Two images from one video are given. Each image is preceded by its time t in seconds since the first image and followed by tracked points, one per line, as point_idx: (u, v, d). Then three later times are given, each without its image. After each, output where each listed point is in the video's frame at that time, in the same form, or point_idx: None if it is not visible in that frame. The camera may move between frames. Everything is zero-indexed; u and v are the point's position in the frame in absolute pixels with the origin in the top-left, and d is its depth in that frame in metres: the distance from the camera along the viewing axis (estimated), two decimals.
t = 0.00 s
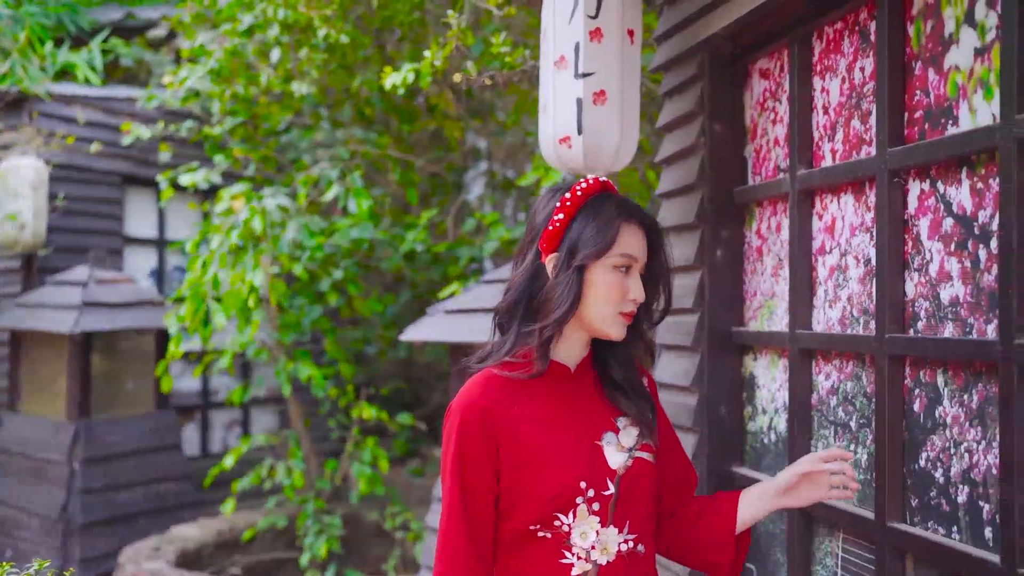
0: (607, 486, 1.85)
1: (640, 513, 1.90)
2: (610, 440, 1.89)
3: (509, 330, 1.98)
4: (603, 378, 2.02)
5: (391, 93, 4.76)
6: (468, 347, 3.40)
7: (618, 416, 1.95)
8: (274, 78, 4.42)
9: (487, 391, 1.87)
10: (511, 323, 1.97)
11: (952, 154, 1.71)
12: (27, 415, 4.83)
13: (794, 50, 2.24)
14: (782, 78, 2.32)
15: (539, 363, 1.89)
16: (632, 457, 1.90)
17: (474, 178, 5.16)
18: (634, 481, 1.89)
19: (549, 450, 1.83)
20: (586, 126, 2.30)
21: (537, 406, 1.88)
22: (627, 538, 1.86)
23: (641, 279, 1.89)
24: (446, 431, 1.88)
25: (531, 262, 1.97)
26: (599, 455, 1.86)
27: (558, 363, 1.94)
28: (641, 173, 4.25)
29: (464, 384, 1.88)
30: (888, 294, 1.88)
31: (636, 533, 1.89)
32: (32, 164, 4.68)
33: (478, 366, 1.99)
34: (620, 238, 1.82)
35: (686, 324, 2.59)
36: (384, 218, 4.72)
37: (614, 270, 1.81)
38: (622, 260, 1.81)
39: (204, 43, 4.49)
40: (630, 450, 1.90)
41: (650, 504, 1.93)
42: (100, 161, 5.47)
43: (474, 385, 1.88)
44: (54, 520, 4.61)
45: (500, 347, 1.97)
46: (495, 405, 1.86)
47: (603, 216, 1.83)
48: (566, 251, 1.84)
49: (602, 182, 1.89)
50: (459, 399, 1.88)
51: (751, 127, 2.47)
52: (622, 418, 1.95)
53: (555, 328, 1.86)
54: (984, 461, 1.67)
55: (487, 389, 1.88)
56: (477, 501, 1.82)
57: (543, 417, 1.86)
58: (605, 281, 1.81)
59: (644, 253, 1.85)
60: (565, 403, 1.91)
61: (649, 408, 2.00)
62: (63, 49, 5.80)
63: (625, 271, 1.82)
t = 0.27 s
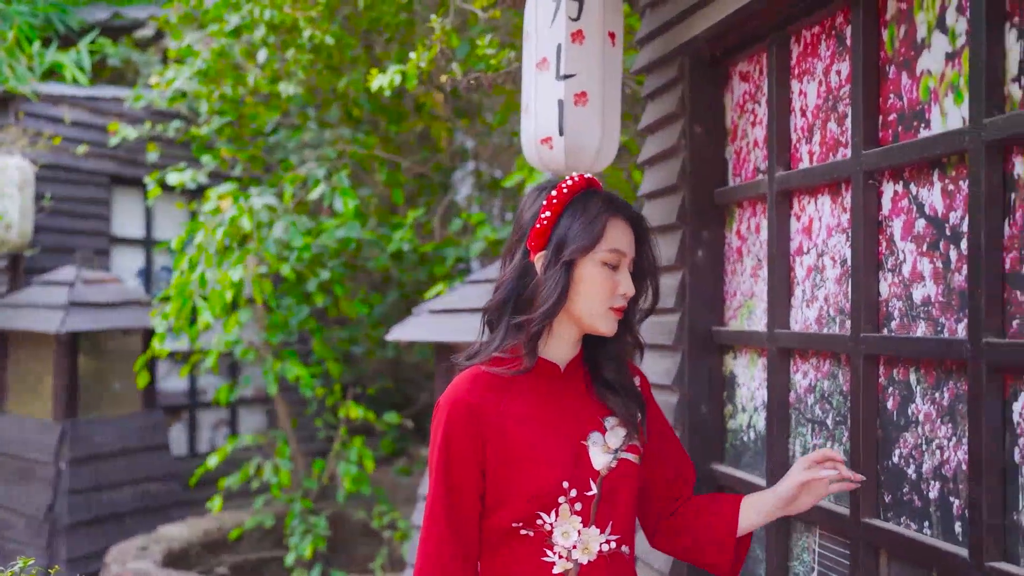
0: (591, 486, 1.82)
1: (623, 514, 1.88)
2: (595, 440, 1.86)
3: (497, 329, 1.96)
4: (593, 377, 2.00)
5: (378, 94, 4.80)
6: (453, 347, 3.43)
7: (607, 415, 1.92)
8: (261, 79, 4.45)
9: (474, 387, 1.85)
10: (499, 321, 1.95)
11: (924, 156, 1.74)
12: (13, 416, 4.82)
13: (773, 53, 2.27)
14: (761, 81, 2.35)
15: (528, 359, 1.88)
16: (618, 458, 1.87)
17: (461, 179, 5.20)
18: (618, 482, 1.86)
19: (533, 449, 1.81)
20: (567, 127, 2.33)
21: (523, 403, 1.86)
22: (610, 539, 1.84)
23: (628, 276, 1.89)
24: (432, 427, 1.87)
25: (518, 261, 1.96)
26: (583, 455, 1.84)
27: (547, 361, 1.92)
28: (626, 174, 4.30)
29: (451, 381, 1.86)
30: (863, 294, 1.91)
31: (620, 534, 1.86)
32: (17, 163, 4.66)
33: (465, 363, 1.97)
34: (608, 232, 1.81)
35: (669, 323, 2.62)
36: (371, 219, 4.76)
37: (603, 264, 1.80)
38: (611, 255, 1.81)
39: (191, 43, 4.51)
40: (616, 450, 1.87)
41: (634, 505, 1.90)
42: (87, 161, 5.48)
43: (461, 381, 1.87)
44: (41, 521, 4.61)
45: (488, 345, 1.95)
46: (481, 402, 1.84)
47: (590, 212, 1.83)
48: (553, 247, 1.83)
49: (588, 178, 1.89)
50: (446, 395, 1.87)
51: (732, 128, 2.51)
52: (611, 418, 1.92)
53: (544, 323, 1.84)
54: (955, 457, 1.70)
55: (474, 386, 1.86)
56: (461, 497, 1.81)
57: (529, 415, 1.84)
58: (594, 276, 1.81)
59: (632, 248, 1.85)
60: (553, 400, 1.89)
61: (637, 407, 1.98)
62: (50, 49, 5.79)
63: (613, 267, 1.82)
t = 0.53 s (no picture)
0: (578, 484, 1.85)
1: (612, 513, 1.90)
2: (585, 439, 1.89)
3: (489, 327, 1.99)
4: (586, 376, 2.02)
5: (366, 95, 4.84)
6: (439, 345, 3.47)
7: (597, 415, 1.94)
8: (249, 79, 4.48)
9: (465, 385, 1.88)
10: (491, 320, 1.98)
11: (896, 159, 1.78)
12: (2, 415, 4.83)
13: (752, 56, 2.31)
14: (741, 83, 2.39)
15: (518, 357, 1.91)
16: (607, 457, 1.89)
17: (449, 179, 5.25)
18: (607, 481, 1.88)
19: (522, 447, 1.83)
20: (551, 129, 2.36)
21: (514, 402, 1.88)
22: (597, 537, 1.86)
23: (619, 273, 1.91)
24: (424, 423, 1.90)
25: (510, 260, 1.98)
26: (572, 453, 1.87)
27: (537, 360, 1.94)
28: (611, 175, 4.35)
29: (442, 380, 1.89)
30: (839, 293, 1.96)
31: (608, 532, 1.88)
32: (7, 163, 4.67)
33: (457, 362, 1.99)
34: (597, 230, 1.83)
35: (652, 322, 2.65)
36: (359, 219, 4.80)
37: (592, 262, 1.82)
38: (600, 253, 1.83)
39: (180, 44, 4.53)
40: (605, 450, 1.89)
41: (623, 504, 1.92)
42: (76, 161, 5.50)
43: (452, 379, 1.89)
44: (30, 520, 4.61)
45: (480, 344, 1.97)
46: (472, 401, 1.87)
47: (579, 210, 1.84)
48: (543, 247, 1.85)
49: (578, 177, 1.91)
50: (437, 393, 1.90)
51: (713, 130, 2.55)
52: (601, 417, 1.94)
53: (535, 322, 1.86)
54: (925, 452, 1.74)
55: (464, 384, 1.88)
56: (450, 494, 1.84)
57: (519, 414, 1.87)
58: (583, 274, 1.82)
59: (621, 245, 1.87)
60: (543, 399, 1.91)
61: (628, 405, 2.00)
62: (40, 50, 5.81)
63: (603, 265, 1.84)
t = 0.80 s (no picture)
0: (571, 481, 1.87)
1: (604, 510, 1.91)
2: (579, 436, 1.91)
3: (485, 326, 2.02)
4: (582, 374, 2.05)
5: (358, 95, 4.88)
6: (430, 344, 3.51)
7: (591, 413, 1.96)
8: (243, 80, 4.52)
9: (459, 384, 1.91)
10: (488, 319, 2.01)
11: (873, 160, 1.82)
12: None
13: (736, 60, 2.36)
14: (725, 86, 2.44)
15: (513, 355, 1.94)
16: (600, 455, 1.91)
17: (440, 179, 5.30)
18: (599, 478, 1.91)
19: (515, 445, 1.86)
20: (540, 132, 2.40)
21: (508, 401, 1.91)
22: (588, 534, 1.88)
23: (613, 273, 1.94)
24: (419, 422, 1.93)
25: (506, 260, 2.01)
26: (566, 451, 1.89)
27: (532, 358, 1.97)
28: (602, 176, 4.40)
29: (437, 379, 1.93)
30: (818, 292, 2.00)
31: (600, 529, 1.90)
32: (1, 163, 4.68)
33: (453, 360, 2.03)
34: (591, 230, 1.86)
35: (639, 320, 2.70)
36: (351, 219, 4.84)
37: (586, 261, 1.85)
38: (594, 253, 1.86)
39: (173, 44, 4.56)
40: (598, 447, 1.92)
41: (615, 501, 1.94)
42: (70, 161, 5.52)
43: (447, 377, 1.93)
44: (24, 519, 4.65)
45: (477, 342, 2.00)
46: (466, 399, 1.90)
47: (574, 210, 1.88)
48: (538, 246, 1.88)
49: (572, 178, 1.94)
50: (433, 392, 1.93)
51: (698, 132, 2.59)
52: (595, 416, 1.96)
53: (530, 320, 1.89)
54: (901, 447, 1.78)
55: (459, 383, 1.91)
56: (444, 491, 1.87)
57: (514, 412, 1.89)
58: (578, 273, 1.85)
59: (615, 245, 1.90)
60: (538, 397, 1.93)
61: (622, 402, 2.02)
62: (33, 50, 5.84)
63: (597, 264, 1.87)
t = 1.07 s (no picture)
0: (575, 477, 1.90)
1: (607, 505, 1.94)
2: (582, 433, 1.94)
3: (486, 323, 2.06)
4: (582, 370, 2.09)
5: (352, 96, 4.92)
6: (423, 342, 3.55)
7: (594, 410, 1.99)
8: (238, 81, 4.55)
9: (462, 383, 1.95)
10: (488, 316, 2.05)
11: (853, 161, 1.87)
12: None
13: (722, 63, 2.40)
14: (712, 89, 2.48)
15: (512, 351, 1.97)
16: (604, 450, 1.95)
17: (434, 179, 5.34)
18: (603, 474, 1.94)
19: (518, 442, 1.89)
20: (531, 135, 2.44)
21: (512, 399, 1.94)
22: (592, 529, 1.91)
23: (613, 272, 1.98)
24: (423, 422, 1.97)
25: (506, 258, 2.05)
26: (570, 448, 1.92)
27: (531, 355, 2.01)
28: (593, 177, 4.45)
29: (439, 378, 1.97)
30: (800, 290, 2.04)
31: (603, 523, 1.93)
32: None
33: (454, 358, 2.06)
34: (592, 230, 1.90)
35: (629, 319, 2.75)
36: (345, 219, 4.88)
37: (587, 260, 1.89)
38: (594, 252, 1.90)
39: (168, 45, 4.59)
40: (602, 443, 1.95)
41: (618, 496, 1.97)
42: (65, 161, 5.55)
43: (451, 377, 1.96)
44: (20, 516, 4.69)
45: (478, 339, 2.04)
46: (469, 399, 1.93)
47: (574, 210, 1.92)
48: (539, 245, 1.92)
49: (573, 178, 1.98)
50: (436, 392, 1.97)
51: (686, 133, 2.64)
52: (598, 413, 2.00)
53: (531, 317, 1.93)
54: (880, 440, 1.83)
55: (461, 382, 1.95)
56: (447, 490, 1.91)
57: (517, 410, 1.92)
58: (578, 272, 1.89)
59: (614, 245, 1.94)
60: (541, 395, 1.97)
61: (623, 398, 2.05)
62: (29, 51, 5.86)
63: (597, 263, 1.91)
